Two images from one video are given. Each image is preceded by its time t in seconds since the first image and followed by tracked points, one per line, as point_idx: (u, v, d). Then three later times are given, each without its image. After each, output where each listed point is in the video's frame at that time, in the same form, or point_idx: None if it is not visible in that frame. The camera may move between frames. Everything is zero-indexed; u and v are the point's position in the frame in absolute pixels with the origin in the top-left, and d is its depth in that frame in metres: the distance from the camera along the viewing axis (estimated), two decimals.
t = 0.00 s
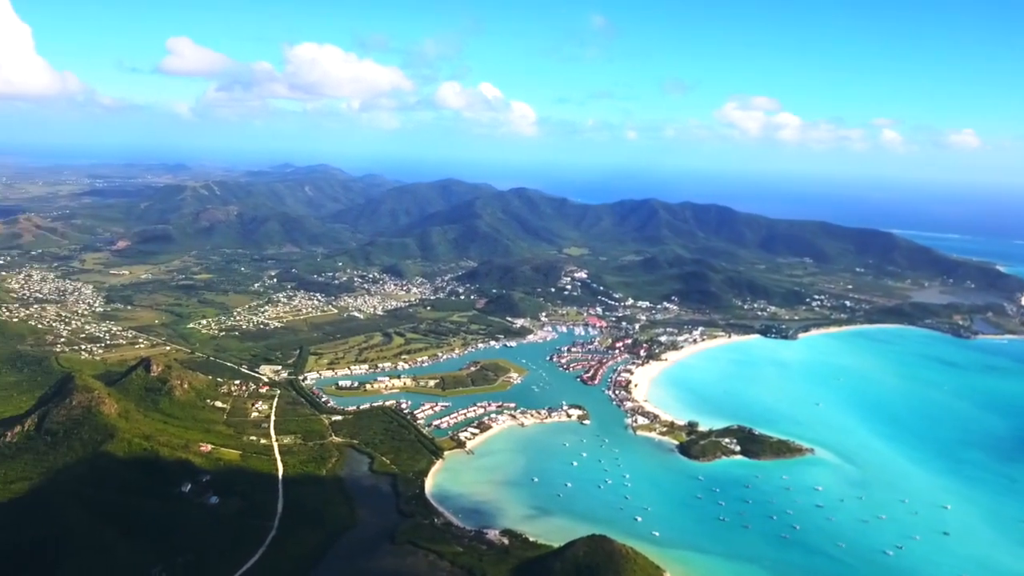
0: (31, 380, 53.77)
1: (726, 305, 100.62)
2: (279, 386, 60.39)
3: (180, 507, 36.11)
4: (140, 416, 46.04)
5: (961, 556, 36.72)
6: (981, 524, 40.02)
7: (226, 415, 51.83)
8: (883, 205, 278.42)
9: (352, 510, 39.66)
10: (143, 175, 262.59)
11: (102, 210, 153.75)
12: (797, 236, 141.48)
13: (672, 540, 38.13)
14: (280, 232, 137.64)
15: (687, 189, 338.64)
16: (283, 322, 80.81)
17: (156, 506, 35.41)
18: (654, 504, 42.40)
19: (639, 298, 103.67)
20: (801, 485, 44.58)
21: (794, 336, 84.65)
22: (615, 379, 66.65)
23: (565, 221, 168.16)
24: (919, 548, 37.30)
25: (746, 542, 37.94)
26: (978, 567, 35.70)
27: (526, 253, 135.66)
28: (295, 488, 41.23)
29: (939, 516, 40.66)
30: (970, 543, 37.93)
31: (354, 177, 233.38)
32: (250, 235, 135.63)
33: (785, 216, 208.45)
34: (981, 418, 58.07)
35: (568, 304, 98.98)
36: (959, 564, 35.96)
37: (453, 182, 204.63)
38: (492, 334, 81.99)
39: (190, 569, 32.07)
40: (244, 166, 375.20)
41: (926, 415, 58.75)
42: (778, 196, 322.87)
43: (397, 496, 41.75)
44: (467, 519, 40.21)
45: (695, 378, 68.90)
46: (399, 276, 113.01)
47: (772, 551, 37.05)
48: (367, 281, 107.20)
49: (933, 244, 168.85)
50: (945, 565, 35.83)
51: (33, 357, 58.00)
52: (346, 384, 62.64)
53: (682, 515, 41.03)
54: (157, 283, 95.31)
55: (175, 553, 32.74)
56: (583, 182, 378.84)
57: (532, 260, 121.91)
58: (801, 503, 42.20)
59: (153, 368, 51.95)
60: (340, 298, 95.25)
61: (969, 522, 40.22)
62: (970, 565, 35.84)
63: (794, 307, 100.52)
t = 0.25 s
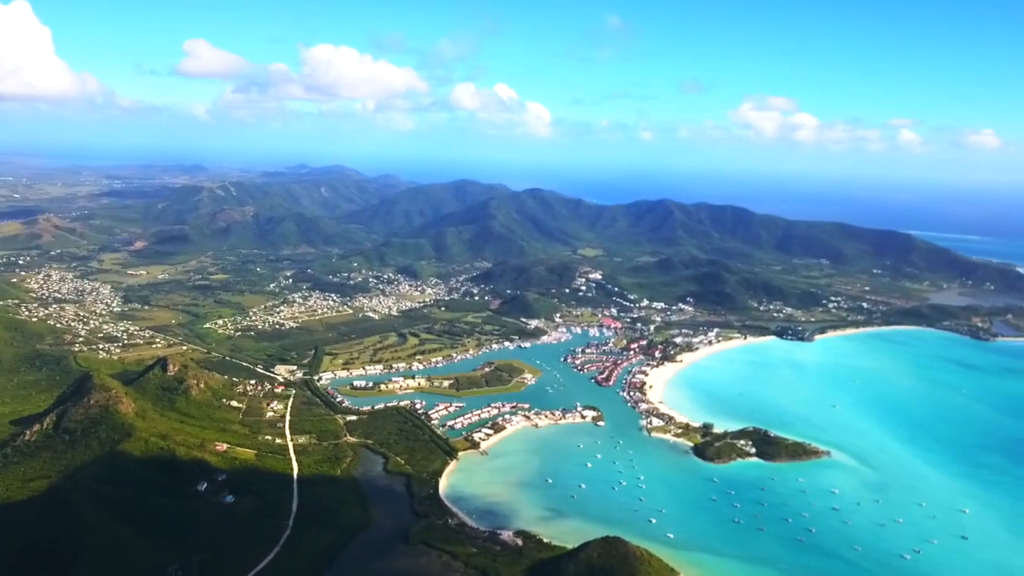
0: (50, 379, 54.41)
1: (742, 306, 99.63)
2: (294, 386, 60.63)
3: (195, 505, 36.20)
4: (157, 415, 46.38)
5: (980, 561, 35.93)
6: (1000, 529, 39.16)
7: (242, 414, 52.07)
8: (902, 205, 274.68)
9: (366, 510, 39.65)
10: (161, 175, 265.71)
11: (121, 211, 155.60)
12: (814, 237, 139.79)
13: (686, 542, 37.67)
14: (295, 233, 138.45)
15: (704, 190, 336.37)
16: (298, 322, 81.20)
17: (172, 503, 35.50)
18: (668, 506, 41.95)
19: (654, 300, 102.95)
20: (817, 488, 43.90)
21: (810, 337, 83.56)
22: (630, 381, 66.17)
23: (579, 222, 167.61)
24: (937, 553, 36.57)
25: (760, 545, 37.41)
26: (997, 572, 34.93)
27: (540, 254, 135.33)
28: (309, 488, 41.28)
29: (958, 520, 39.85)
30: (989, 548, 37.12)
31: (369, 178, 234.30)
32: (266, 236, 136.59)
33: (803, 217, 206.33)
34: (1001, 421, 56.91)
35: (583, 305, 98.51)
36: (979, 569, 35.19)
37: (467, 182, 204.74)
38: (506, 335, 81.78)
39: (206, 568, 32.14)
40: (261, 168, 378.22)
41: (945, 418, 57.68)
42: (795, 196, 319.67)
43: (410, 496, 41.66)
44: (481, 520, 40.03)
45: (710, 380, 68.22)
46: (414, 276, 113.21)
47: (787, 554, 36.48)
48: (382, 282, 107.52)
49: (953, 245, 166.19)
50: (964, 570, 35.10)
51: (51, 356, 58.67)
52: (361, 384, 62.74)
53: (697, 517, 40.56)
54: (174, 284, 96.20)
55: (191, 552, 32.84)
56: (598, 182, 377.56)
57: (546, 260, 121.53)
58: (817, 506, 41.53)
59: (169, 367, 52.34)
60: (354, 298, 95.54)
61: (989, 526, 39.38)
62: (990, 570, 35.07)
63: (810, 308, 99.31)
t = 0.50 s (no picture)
0: (61, 379, 54.78)
1: (751, 307, 99.02)
2: (302, 386, 60.74)
3: (204, 504, 36.24)
4: (166, 415, 46.56)
5: (991, 564, 35.47)
6: (1012, 531, 38.63)
7: (251, 415, 52.20)
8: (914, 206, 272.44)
9: (374, 510, 39.60)
10: (171, 176, 267.47)
11: (132, 212, 156.78)
12: (824, 238, 138.73)
13: (695, 544, 37.39)
14: (305, 233, 138.93)
15: (714, 191, 335.12)
16: (307, 322, 81.41)
17: (181, 503, 35.54)
18: (677, 507, 41.67)
19: (664, 301, 102.51)
20: (827, 489, 43.47)
21: (820, 339, 82.91)
22: (638, 381, 65.86)
23: (589, 223, 167.27)
24: (947, 555, 36.12)
25: (769, 546, 37.08)
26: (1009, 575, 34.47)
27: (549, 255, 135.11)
28: (317, 488, 41.30)
29: (968, 522, 39.36)
30: (1000, 550, 36.63)
31: (379, 180, 234.89)
32: (276, 236, 137.19)
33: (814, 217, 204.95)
34: (1013, 422, 56.20)
35: (591, 306, 98.23)
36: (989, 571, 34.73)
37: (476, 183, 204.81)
38: (514, 335, 81.64)
39: (214, 568, 32.17)
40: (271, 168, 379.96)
41: (957, 420, 57.03)
42: (806, 197, 317.78)
43: (418, 497, 41.58)
44: (489, 521, 39.92)
45: (719, 381, 67.81)
46: (423, 277, 113.33)
47: (797, 556, 36.12)
48: (391, 282, 107.74)
49: (966, 246, 164.51)
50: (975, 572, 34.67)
51: (62, 355, 59.06)
52: (369, 384, 62.79)
53: (706, 518, 40.25)
54: (184, 284, 96.71)
55: (200, 551, 32.88)
56: (607, 183, 376.82)
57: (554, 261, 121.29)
58: (826, 508, 41.12)
59: (179, 367, 52.53)
60: (363, 298, 95.70)
61: (1000, 528, 38.89)
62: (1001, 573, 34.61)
63: (820, 309, 98.57)
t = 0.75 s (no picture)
0: (61, 380, 54.81)
1: (752, 307, 98.97)
2: (303, 387, 60.75)
3: (205, 504, 36.22)
4: (167, 416, 46.55)
5: (991, 564, 35.46)
6: (1013, 531, 38.61)
7: (251, 415, 52.21)
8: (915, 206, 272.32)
9: (374, 510, 39.62)
10: (172, 177, 267.60)
11: (133, 213, 156.94)
12: (824, 238, 138.64)
13: (696, 544, 37.38)
14: (305, 234, 138.98)
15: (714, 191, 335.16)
16: (307, 323, 81.42)
17: (182, 503, 35.54)
18: (678, 508, 41.65)
19: (664, 301, 102.48)
20: (827, 489, 43.45)
21: (820, 339, 82.87)
22: (639, 382, 65.84)
23: (590, 223, 167.32)
24: (947, 555, 36.11)
25: (769, 546, 37.09)
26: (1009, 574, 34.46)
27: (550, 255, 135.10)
28: (318, 488, 41.32)
29: (969, 522, 39.35)
30: (1001, 551, 36.62)
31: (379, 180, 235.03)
32: (276, 237, 137.27)
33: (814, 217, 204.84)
34: (1014, 422, 56.14)
35: (592, 307, 98.20)
36: (990, 571, 34.74)
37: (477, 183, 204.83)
38: (515, 336, 81.63)
39: (215, 569, 32.15)
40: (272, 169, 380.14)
41: (957, 420, 56.98)
42: (806, 197, 317.77)
43: (419, 498, 41.58)
44: (489, 521, 39.92)
45: (720, 382, 67.79)
46: (423, 277, 113.34)
47: (798, 556, 36.09)
48: (391, 283, 107.76)
49: (967, 246, 164.42)
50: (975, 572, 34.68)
51: (63, 356, 59.05)
52: (369, 385, 62.77)
53: (706, 519, 40.22)
54: (184, 285, 96.75)
55: (201, 552, 32.84)
56: (608, 183, 376.80)
57: (555, 261, 121.28)
58: (827, 508, 41.10)
59: (179, 368, 52.52)
60: (364, 299, 95.71)
61: (1000, 528, 38.88)
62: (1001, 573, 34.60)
63: (821, 310, 98.54)
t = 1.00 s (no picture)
0: (61, 381, 54.82)
1: (752, 308, 98.99)
2: (303, 388, 60.77)
3: (205, 504, 36.25)
4: (167, 417, 46.58)
5: (991, 563, 35.51)
6: (1012, 531, 38.64)
7: (251, 416, 52.23)
8: (914, 206, 272.31)
9: (374, 511, 39.65)
10: (173, 178, 267.81)
11: (133, 214, 157.00)
12: (824, 238, 138.60)
13: (696, 544, 37.39)
14: (305, 235, 139.06)
15: (714, 191, 335.39)
16: (307, 324, 81.44)
17: (182, 503, 35.56)
18: (678, 508, 41.67)
19: (664, 301, 102.49)
20: (827, 489, 43.47)
21: (820, 339, 82.87)
22: (639, 382, 65.87)
23: (590, 223, 167.40)
24: (948, 554, 36.14)
25: (769, 546, 37.10)
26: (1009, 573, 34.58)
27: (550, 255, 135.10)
28: (318, 489, 41.35)
29: (968, 522, 39.37)
30: (1000, 550, 36.68)
31: (380, 181, 235.06)
32: (277, 238, 137.35)
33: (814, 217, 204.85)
34: (1014, 422, 56.19)
35: (592, 307, 98.22)
36: (988, 569, 34.97)
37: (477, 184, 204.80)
38: (515, 336, 81.65)
39: (215, 569, 32.17)
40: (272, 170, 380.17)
41: (957, 420, 56.97)
42: (807, 197, 317.75)
43: (419, 498, 41.58)
44: (490, 521, 39.93)
45: (720, 382, 67.78)
46: (423, 278, 113.39)
47: (798, 556, 36.10)
48: (391, 283, 107.77)
49: (967, 246, 164.42)
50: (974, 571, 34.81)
51: (63, 357, 59.06)
52: (370, 386, 62.78)
53: (706, 519, 40.23)
54: (184, 286, 96.76)
55: (201, 552, 32.84)
56: (609, 183, 376.91)
57: (555, 262, 121.28)
58: (827, 508, 41.12)
59: (179, 369, 52.54)
60: (364, 300, 95.72)
61: (1000, 528, 38.87)
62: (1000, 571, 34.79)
63: (821, 310, 98.60)
